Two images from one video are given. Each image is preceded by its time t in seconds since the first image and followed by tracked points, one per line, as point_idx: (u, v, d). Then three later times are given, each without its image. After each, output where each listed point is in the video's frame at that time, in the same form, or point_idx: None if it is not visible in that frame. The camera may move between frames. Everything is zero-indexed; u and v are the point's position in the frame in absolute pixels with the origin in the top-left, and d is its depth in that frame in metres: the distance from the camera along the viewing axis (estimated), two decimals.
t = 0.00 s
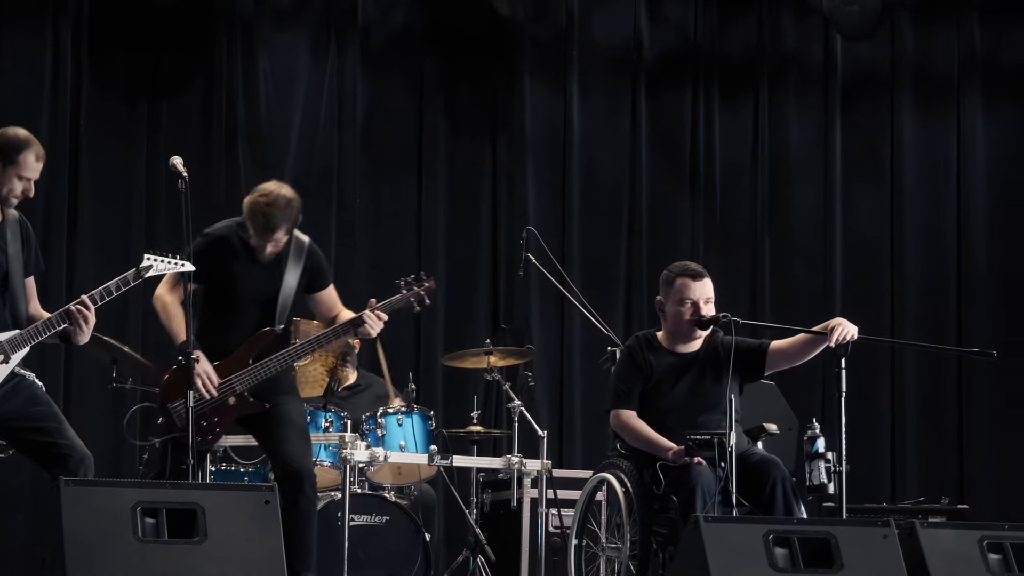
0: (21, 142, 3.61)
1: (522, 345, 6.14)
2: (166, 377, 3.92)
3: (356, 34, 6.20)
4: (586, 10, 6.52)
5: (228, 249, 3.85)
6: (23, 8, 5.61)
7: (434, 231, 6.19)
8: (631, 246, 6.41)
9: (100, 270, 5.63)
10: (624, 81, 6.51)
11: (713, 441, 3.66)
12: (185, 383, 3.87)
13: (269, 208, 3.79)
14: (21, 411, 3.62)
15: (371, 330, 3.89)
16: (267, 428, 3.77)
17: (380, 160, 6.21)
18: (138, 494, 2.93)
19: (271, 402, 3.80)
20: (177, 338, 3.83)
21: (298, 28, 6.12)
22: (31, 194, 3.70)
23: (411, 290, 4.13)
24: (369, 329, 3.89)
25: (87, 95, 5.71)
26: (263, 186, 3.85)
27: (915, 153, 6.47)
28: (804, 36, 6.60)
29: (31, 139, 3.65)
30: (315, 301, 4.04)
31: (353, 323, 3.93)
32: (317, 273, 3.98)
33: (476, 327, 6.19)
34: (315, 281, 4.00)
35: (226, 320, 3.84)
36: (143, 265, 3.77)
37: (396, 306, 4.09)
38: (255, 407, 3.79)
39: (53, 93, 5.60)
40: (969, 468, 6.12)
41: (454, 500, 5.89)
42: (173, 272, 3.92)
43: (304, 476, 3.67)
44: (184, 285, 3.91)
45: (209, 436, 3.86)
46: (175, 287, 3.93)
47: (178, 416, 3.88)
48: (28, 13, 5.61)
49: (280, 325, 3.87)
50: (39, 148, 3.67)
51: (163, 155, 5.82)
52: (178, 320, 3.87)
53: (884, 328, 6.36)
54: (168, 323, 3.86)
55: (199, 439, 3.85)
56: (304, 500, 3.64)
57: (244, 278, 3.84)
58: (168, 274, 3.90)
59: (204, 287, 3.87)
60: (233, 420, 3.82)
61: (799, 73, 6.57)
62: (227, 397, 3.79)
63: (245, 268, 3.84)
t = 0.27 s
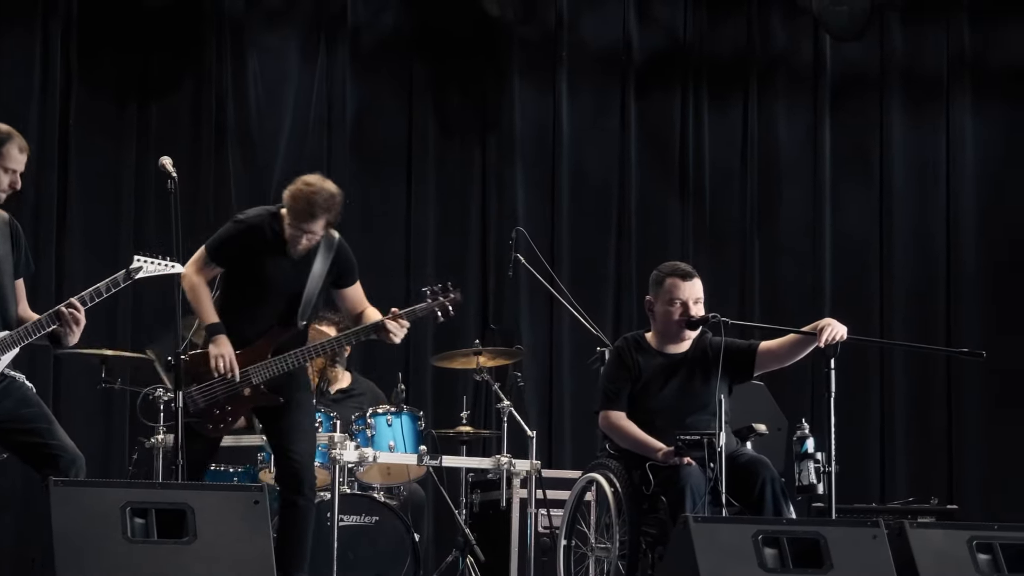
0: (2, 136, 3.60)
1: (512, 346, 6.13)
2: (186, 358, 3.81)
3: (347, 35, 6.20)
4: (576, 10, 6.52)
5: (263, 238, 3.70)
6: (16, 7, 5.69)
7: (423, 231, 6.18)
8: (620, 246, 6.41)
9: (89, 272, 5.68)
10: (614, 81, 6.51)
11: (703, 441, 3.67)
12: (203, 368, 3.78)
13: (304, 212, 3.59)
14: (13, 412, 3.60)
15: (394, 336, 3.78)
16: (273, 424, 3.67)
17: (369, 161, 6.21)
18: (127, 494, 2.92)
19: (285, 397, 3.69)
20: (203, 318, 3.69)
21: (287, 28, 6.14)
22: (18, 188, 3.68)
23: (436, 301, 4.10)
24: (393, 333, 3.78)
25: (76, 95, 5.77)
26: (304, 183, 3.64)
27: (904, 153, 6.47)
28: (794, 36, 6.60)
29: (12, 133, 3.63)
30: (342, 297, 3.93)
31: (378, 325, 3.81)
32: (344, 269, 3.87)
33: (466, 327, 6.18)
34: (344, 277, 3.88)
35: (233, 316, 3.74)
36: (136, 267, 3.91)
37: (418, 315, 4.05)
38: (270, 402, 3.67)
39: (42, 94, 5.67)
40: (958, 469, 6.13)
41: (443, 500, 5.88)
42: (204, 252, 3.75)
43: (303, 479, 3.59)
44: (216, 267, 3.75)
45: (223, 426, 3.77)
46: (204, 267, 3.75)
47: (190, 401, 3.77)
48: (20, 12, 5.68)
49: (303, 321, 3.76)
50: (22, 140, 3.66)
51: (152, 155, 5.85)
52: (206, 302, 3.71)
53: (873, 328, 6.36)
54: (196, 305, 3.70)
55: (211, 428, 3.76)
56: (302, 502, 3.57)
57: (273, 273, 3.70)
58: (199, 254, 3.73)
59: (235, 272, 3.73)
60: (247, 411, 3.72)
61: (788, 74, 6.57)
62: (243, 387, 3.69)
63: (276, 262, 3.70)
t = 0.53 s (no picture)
0: None
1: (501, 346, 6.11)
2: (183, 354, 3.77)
3: (335, 36, 6.18)
4: (565, 10, 6.52)
5: (265, 233, 3.68)
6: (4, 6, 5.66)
7: (413, 231, 6.17)
8: (610, 246, 6.40)
9: (78, 271, 5.66)
10: (603, 81, 6.51)
11: (691, 441, 3.68)
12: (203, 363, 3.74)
13: (319, 212, 3.56)
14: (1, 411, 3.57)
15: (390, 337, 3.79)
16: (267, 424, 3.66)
17: (359, 161, 6.20)
18: (117, 494, 2.91)
19: (283, 395, 3.68)
20: (203, 315, 3.64)
21: (277, 29, 6.13)
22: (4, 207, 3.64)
23: (436, 303, 4.12)
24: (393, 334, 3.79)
25: (65, 94, 5.75)
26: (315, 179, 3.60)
27: (893, 153, 6.48)
28: (783, 37, 6.60)
29: (9, 151, 3.61)
30: (338, 292, 3.95)
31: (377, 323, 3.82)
32: (341, 266, 3.88)
33: (455, 327, 6.17)
34: (341, 274, 3.90)
35: (231, 313, 3.72)
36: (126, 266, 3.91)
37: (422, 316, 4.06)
38: (267, 399, 3.66)
39: (31, 94, 5.65)
40: (947, 469, 6.14)
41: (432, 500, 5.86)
42: (205, 245, 3.69)
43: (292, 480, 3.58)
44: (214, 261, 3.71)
45: (222, 422, 3.72)
46: (203, 261, 3.69)
47: (188, 396, 3.72)
48: (8, 12, 5.66)
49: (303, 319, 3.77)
50: (18, 160, 3.63)
51: (142, 155, 5.84)
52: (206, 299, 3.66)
53: (862, 329, 6.36)
54: (196, 303, 3.65)
55: (210, 424, 3.71)
56: (291, 499, 3.55)
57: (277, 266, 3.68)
58: (200, 248, 3.67)
59: (236, 267, 3.70)
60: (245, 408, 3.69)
61: (777, 75, 6.58)
62: (241, 384, 3.66)
63: (280, 256, 3.68)
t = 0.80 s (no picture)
0: None
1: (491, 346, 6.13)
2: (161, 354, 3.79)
3: (324, 36, 6.21)
4: (554, 10, 6.52)
5: (234, 235, 3.65)
6: None
7: (403, 231, 6.17)
8: (599, 246, 6.40)
9: (67, 270, 5.65)
10: (593, 80, 6.50)
11: (682, 441, 3.65)
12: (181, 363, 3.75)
13: (287, 215, 3.55)
14: None
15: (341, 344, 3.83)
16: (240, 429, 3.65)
17: (348, 161, 6.18)
18: (107, 493, 2.89)
19: (259, 395, 3.66)
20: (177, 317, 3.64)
21: (266, 28, 6.11)
22: None
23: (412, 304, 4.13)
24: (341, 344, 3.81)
25: (55, 93, 5.74)
26: (282, 184, 3.61)
27: (882, 153, 6.49)
28: (773, 36, 6.61)
29: None
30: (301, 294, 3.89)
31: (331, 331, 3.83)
32: (311, 266, 3.84)
33: (445, 327, 6.17)
34: (309, 275, 3.84)
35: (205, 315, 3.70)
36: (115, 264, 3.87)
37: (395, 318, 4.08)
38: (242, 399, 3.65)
39: (20, 93, 5.64)
40: (937, 469, 6.15)
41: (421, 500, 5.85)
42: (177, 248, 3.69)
43: (269, 486, 3.56)
44: (186, 265, 3.69)
45: (198, 421, 3.77)
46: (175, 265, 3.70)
47: (166, 396, 3.75)
48: None
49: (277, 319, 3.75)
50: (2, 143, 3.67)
51: (131, 155, 5.83)
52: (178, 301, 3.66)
53: (852, 328, 6.37)
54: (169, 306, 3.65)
55: (183, 423, 3.77)
56: (272, 500, 3.54)
57: (243, 267, 3.65)
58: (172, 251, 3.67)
59: (207, 269, 3.68)
60: (220, 409, 3.70)
61: (766, 75, 6.58)
62: (217, 384, 3.66)
63: (247, 257, 3.65)
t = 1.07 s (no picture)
0: None
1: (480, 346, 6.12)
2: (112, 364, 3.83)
3: (314, 36, 6.20)
4: (543, 11, 6.52)
5: (174, 232, 3.73)
6: None
7: (392, 231, 6.16)
8: (589, 246, 6.39)
9: (57, 270, 5.65)
10: (582, 81, 6.50)
11: (671, 441, 3.66)
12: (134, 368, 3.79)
13: (222, 195, 3.70)
14: None
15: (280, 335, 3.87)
16: (201, 428, 3.59)
17: (337, 161, 6.18)
18: (97, 493, 2.87)
19: (216, 391, 3.63)
20: (124, 325, 3.70)
21: (254, 29, 6.11)
22: None
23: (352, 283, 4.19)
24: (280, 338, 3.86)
25: (44, 95, 5.75)
26: (212, 175, 3.74)
27: (872, 153, 6.49)
28: (762, 36, 6.60)
29: None
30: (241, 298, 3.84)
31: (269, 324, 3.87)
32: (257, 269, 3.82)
33: (434, 327, 6.16)
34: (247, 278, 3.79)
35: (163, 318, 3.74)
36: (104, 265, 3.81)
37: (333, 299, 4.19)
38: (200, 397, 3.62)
39: (9, 94, 5.65)
40: (926, 468, 6.16)
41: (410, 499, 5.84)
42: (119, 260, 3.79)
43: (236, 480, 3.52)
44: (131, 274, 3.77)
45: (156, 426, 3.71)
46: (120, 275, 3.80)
47: (125, 402, 3.78)
48: None
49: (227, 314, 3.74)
50: None
51: (120, 156, 5.83)
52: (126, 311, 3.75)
53: (841, 328, 6.37)
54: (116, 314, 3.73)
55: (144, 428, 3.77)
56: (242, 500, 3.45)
57: (184, 266, 3.71)
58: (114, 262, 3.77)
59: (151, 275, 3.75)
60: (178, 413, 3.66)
61: (755, 75, 6.58)
62: (175, 385, 3.64)
63: (188, 253, 3.72)
